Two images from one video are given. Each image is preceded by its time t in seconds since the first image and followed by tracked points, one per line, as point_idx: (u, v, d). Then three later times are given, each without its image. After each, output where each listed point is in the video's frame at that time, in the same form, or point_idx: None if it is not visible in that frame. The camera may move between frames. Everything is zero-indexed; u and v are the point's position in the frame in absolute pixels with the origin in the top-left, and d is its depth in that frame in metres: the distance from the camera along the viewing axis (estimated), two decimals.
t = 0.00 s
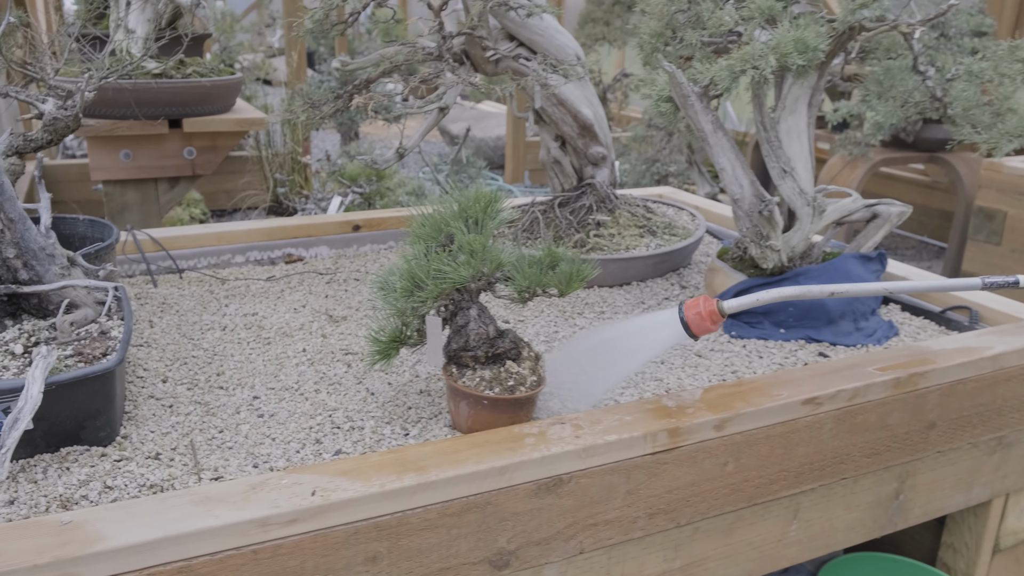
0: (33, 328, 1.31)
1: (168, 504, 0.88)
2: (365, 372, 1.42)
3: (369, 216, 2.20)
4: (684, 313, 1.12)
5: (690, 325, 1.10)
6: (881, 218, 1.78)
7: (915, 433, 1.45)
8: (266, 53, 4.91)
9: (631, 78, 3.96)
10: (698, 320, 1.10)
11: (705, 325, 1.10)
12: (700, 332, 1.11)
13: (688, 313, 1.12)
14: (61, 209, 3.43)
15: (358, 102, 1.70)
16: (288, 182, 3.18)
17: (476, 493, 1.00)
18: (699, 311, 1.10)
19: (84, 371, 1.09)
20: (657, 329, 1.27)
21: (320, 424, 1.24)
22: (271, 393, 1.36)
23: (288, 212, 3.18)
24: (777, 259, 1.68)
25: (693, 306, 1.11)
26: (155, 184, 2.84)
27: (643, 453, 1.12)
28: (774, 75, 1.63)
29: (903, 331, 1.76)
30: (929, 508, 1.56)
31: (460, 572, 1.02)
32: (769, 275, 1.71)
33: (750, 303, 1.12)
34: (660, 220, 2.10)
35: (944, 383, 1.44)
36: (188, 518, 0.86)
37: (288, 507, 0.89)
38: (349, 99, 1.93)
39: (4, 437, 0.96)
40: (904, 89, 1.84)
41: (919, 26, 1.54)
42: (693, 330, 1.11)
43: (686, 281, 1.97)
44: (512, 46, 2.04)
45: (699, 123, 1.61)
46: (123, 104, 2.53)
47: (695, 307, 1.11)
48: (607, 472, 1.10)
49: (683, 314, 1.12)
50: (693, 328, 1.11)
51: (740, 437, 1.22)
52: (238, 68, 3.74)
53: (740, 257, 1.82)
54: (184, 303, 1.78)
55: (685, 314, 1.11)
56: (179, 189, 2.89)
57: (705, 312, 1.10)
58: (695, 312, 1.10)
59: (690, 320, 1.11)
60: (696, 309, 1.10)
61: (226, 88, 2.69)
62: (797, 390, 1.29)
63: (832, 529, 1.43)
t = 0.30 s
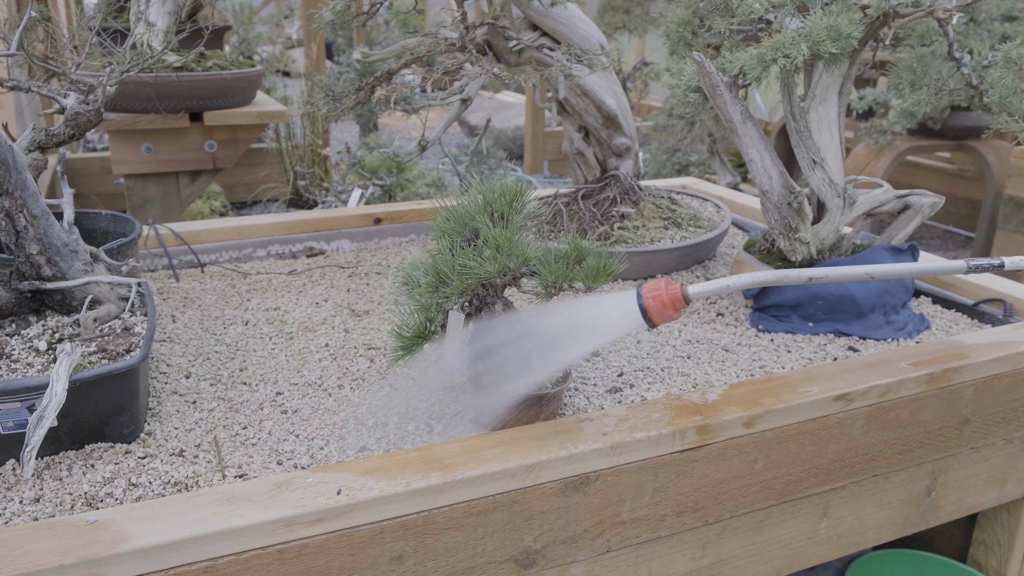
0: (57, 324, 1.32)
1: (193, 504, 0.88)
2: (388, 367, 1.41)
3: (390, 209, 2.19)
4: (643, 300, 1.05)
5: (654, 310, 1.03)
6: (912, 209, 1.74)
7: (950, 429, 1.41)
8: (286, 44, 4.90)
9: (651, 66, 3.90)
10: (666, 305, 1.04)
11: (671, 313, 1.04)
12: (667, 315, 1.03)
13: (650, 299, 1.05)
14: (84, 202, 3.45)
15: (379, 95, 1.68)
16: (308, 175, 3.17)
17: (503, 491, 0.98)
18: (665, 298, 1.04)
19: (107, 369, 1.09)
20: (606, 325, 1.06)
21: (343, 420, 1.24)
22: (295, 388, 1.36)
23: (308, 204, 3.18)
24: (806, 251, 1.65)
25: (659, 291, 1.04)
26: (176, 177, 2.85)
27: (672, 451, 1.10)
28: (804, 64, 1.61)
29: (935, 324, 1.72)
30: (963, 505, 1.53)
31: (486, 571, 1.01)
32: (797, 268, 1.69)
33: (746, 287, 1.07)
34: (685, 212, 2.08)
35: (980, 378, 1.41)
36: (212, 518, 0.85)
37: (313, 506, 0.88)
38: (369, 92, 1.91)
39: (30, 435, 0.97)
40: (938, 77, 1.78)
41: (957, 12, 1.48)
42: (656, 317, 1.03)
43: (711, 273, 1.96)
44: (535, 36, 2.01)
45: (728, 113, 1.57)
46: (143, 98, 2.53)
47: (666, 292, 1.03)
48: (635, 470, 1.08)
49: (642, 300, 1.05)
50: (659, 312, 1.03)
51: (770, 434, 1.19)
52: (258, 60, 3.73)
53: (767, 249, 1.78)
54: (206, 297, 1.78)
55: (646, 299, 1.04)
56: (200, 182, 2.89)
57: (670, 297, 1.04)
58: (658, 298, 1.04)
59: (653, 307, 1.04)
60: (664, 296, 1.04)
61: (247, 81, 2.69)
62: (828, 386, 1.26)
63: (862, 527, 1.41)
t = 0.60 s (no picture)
0: (63, 318, 1.32)
1: (196, 501, 0.88)
2: (394, 366, 1.41)
3: (398, 206, 2.19)
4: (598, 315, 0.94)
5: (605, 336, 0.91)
6: (920, 211, 1.73)
7: (957, 433, 1.41)
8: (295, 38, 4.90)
9: (661, 64, 3.88)
10: (612, 332, 0.91)
11: (625, 341, 0.91)
12: (615, 346, 0.91)
13: (600, 318, 0.93)
14: (93, 195, 3.47)
15: (387, 92, 1.68)
16: (316, 170, 3.18)
17: (506, 492, 0.98)
18: (616, 321, 0.91)
19: (112, 365, 1.09)
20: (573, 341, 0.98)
21: (348, 418, 1.25)
22: (300, 385, 1.36)
23: (316, 199, 3.19)
24: (814, 252, 1.64)
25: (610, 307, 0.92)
26: (184, 172, 2.85)
27: (677, 452, 1.10)
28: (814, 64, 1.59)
29: (943, 327, 1.71)
30: (969, 509, 1.52)
31: (489, 571, 1.01)
32: (805, 269, 1.68)
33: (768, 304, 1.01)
34: (692, 211, 2.07)
35: (987, 382, 1.40)
36: (215, 516, 0.86)
37: (317, 505, 0.88)
38: (378, 89, 1.91)
39: (35, 430, 0.98)
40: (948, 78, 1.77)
41: (966, 15, 1.47)
42: (608, 342, 0.92)
43: (719, 274, 1.95)
44: (544, 35, 2.01)
45: (737, 114, 1.57)
46: (153, 93, 2.54)
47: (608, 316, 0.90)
48: (640, 472, 1.08)
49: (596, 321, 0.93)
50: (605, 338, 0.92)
51: (776, 437, 1.19)
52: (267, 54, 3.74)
53: (774, 250, 1.78)
54: (213, 292, 1.79)
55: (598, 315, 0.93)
56: (209, 176, 2.90)
57: (624, 323, 0.90)
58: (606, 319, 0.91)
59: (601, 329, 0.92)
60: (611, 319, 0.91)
61: (256, 76, 2.69)
62: (835, 388, 1.25)
63: (867, 531, 1.40)
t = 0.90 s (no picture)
0: (68, 316, 1.33)
1: (197, 498, 0.89)
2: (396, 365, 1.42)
3: (401, 206, 2.19)
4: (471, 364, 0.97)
5: (475, 386, 0.94)
6: (924, 213, 1.73)
7: (959, 437, 1.40)
8: (301, 37, 4.91)
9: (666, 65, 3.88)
10: (481, 383, 0.94)
11: (495, 394, 0.94)
12: (485, 396, 0.94)
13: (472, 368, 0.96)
14: (99, 192, 3.48)
15: (392, 92, 1.68)
16: (321, 170, 3.19)
17: (507, 492, 0.98)
18: (485, 372, 0.94)
19: (116, 362, 1.10)
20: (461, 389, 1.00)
21: (350, 417, 1.25)
22: (303, 384, 1.37)
23: (321, 198, 3.20)
24: (817, 254, 1.64)
25: (479, 358, 0.94)
26: (189, 171, 2.86)
27: (678, 454, 1.10)
28: (819, 66, 1.59)
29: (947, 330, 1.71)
30: (971, 512, 1.51)
31: (489, 570, 1.01)
32: (808, 270, 1.68)
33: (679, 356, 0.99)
34: (696, 212, 2.07)
35: (990, 385, 1.39)
36: (217, 513, 0.86)
37: (318, 503, 0.88)
38: (383, 88, 1.92)
39: (39, 427, 0.99)
40: (954, 81, 1.76)
41: (972, 17, 1.47)
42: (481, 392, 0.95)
43: (722, 275, 1.95)
44: (548, 36, 2.02)
45: (740, 116, 1.57)
46: (158, 91, 2.54)
47: (475, 370, 0.93)
48: (641, 472, 1.08)
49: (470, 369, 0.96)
50: (474, 389, 0.95)
51: (777, 439, 1.19)
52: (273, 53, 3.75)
53: (778, 251, 1.78)
54: (217, 291, 1.79)
55: (469, 365, 0.96)
56: (213, 175, 2.91)
57: (490, 374, 0.93)
58: (475, 369, 0.94)
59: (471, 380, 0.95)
60: (479, 371, 0.94)
61: (261, 75, 2.70)
62: (838, 391, 1.25)
63: (869, 533, 1.40)
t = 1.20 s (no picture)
0: (74, 315, 1.33)
1: (204, 497, 0.89)
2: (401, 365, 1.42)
3: (406, 206, 2.20)
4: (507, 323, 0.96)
5: (510, 345, 0.93)
6: (929, 213, 1.73)
7: (964, 437, 1.40)
8: (305, 37, 4.91)
9: (670, 64, 3.88)
10: (514, 342, 0.93)
11: (527, 353, 0.92)
12: (518, 354, 0.93)
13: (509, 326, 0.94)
14: (104, 192, 3.49)
15: (397, 92, 1.69)
16: (325, 170, 3.20)
17: (512, 491, 0.99)
18: (518, 331, 0.93)
19: (122, 361, 1.10)
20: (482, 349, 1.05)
21: (356, 416, 1.26)
22: (308, 383, 1.37)
23: (325, 198, 3.20)
24: (822, 253, 1.63)
25: (513, 317, 0.93)
26: (194, 171, 2.87)
27: (683, 453, 1.10)
28: (824, 66, 1.59)
29: (952, 330, 1.71)
30: (976, 512, 1.51)
31: (494, 570, 1.02)
32: (813, 270, 1.68)
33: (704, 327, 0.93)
34: (701, 212, 2.07)
35: (995, 385, 1.39)
36: (223, 512, 0.86)
37: (324, 503, 0.89)
38: (387, 88, 1.92)
39: (45, 425, 0.99)
40: (958, 81, 1.76)
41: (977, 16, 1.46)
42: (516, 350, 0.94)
43: (727, 275, 1.95)
44: (553, 35, 2.02)
45: (745, 115, 1.57)
46: (164, 91, 2.54)
47: (509, 330, 0.92)
48: (646, 472, 1.08)
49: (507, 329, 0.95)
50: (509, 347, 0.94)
51: (782, 439, 1.19)
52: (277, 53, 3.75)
53: (783, 251, 1.78)
54: (222, 290, 1.80)
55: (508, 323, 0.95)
56: (218, 175, 2.92)
57: (522, 334, 0.92)
58: (510, 329, 0.93)
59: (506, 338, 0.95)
60: (513, 331, 0.93)
61: (266, 76, 2.70)
62: (843, 391, 1.25)
63: (874, 533, 1.40)
